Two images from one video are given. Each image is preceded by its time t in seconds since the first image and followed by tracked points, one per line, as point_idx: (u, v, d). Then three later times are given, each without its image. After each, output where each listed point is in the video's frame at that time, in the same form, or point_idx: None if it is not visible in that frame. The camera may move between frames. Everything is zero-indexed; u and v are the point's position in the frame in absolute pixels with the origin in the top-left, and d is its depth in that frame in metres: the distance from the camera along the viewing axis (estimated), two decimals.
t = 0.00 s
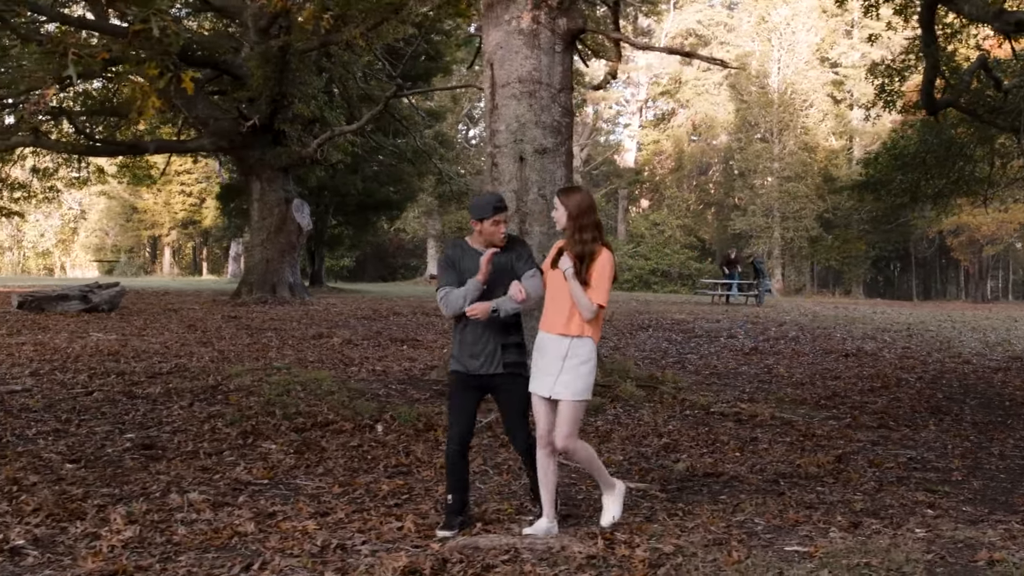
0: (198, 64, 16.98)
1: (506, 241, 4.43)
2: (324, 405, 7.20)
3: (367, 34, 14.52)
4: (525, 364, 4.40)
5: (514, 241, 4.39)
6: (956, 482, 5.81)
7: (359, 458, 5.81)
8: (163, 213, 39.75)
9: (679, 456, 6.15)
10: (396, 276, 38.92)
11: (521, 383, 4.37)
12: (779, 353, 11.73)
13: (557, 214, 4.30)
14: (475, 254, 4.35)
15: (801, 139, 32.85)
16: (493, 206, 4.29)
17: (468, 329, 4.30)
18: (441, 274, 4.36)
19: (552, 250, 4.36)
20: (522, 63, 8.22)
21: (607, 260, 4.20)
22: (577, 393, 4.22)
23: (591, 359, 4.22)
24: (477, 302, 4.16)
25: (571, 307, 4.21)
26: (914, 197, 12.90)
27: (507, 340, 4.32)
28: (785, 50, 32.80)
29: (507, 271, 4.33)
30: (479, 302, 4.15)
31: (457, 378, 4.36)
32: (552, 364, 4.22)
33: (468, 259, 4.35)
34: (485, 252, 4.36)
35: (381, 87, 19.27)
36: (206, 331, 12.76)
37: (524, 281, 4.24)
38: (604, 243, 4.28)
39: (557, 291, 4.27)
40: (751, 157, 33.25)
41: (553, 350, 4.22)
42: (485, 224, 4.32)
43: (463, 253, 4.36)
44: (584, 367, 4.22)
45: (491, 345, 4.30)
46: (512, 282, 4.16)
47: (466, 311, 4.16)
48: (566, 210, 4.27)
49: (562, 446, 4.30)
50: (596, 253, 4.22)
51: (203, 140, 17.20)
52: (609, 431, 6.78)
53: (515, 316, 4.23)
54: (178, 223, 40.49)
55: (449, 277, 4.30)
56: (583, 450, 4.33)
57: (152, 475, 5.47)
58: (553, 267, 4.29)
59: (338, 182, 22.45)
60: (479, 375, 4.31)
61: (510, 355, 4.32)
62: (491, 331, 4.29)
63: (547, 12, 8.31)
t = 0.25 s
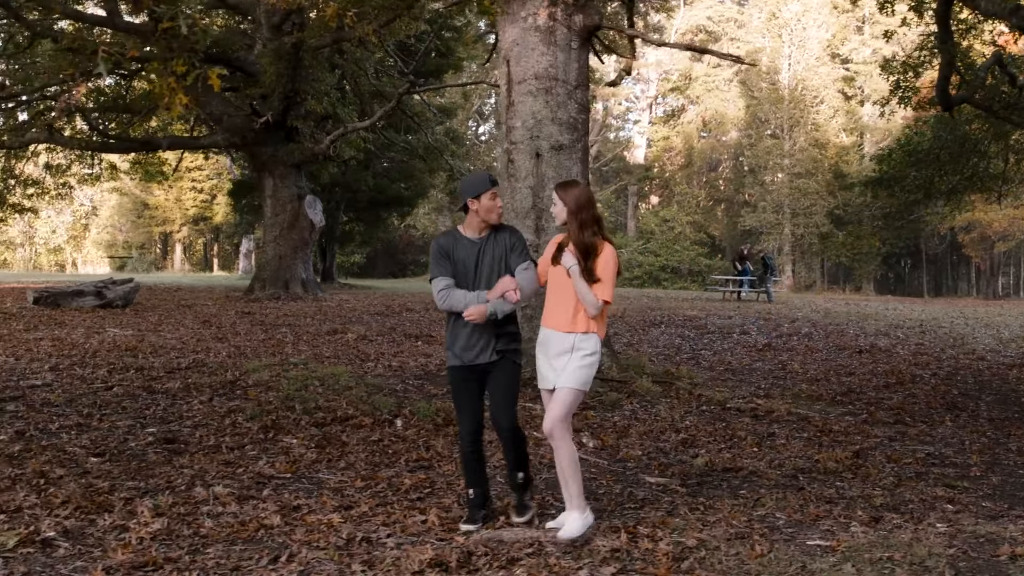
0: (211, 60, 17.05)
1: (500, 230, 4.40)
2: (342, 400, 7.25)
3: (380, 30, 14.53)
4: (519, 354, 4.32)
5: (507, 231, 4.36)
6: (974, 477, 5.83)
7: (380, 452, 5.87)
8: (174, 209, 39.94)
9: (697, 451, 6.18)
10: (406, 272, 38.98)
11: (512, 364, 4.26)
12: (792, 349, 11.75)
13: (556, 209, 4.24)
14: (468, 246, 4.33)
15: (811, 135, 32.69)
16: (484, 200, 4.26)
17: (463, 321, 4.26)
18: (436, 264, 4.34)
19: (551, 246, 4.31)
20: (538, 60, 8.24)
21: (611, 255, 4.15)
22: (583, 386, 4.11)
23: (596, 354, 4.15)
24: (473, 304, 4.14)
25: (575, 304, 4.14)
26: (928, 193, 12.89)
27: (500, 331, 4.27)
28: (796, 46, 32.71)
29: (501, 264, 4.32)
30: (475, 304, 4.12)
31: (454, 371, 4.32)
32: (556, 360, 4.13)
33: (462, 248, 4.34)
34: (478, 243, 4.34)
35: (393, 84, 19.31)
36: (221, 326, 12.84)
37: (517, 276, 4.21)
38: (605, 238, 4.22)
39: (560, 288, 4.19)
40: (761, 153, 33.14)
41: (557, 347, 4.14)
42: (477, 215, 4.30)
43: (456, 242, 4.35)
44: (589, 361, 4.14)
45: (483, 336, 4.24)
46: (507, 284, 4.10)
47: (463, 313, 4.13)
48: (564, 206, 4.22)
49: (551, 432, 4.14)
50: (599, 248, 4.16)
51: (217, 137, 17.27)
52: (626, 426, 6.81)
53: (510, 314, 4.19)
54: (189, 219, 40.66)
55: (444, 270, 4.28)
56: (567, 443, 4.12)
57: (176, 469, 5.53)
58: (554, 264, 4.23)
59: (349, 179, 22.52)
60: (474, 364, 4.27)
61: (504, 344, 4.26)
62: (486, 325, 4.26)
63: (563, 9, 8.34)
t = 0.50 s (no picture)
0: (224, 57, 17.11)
1: (505, 227, 4.34)
2: (361, 395, 7.31)
3: (393, 27, 14.55)
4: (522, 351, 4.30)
5: (512, 226, 4.29)
6: (995, 473, 5.83)
7: (401, 447, 5.91)
8: (186, 206, 40.13)
9: (716, 446, 6.21)
10: (416, 269, 39.06)
11: (513, 364, 4.25)
12: (807, 345, 11.75)
13: (565, 207, 4.18)
14: (472, 241, 4.29)
15: (823, 131, 32.58)
16: (487, 193, 4.22)
17: (466, 315, 4.26)
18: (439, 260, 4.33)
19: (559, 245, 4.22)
20: (555, 57, 8.27)
21: (616, 256, 4.04)
22: (585, 390, 4.05)
23: (599, 358, 4.06)
24: (469, 292, 4.14)
25: (579, 304, 4.06)
26: (943, 190, 12.86)
27: (503, 325, 4.25)
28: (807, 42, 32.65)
29: (503, 260, 4.25)
30: (471, 291, 4.12)
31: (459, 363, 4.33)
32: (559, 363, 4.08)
33: (465, 244, 4.30)
34: (482, 238, 4.29)
35: (405, 81, 19.35)
36: (237, 322, 12.93)
37: (517, 272, 4.15)
38: (613, 239, 4.12)
39: (564, 288, 4.12)
40: (772, 149, 33.04)
41: (559, 347, 4.08)
42: (481, 209, 4.26)
43: (459, 238, 4.31)
44: (593, 363, 4.06)
45: (486, 328, 4.23)
46: (504, 274, 4.08)
47: (457, 300, 4.13)
48: (573, 205, 4.13)
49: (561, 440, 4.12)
50: (604, 249, 4.06)
51: (230, 133, 17.34)
52: (644, 422, 6.85)
53: (509, 305, 4.16)
54: (200, 216, 40.84)
55: (446, 264, 4.26)
56: (571, 453, 4.09)
57: (200, 463, 5.58)
58: (560, 263, 4.15)
59: (361, 175, 22.58)
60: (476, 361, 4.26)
61: (506, 340, 4.24)
62: (486, 317, 4.23)
63: (580, 5, 8.35)
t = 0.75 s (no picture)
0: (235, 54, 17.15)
1: (507, 228, 4.22)
2: (376, 391, 7.36)
3: (403, 24, 14.56)
4: (519, 361, 4.16)
5: (513, 229, 4.18)
6: (1011, 468, 5.85)
7: (420, 442, 5.97)
8: (194, 202, 40.28)
9: (732, 442, 6.24)
10: (424, 265, 39.13)
11: (507, 375, 4.12)
12: (818, 341, 11.77)
13: (570, 202, 4.14)
14: (471, 245, 4.20)
15: (830, 128, 32.55)
16: (489, 195, 4.13)
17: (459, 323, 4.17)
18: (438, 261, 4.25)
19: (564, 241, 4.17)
20: (569, 54, 8.29)
21: (623, 250, 4.02)
22: (596, 388, 3.98)
23: (609, 353, 4.00)
24: (463, 302, 4.06)
25: (586, 299, 4.02)
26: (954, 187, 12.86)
27: (499, 332, 4.12)
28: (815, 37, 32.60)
29: (501, 267, 4.16)
30: (464, 303, 4.05)
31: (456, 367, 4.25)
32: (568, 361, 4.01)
33: (464, 247, 4.21)
34: (482, 242, 4.20)
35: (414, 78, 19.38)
36: (250, 318, 13.01)
37: (514, 282, 4.05)
38: (619, 234, 4.09)
39: (571, 283, 4.07)
40: (779, 146, 33.00)
41: (566, 345, 4.02)
42: (483, 212, 4.18)
43: (458, 242, 4.22)
44: (602, 360, 4.00)
45: (479, 336, 4.11)
46: (499, 287, 3.99)
47: (450, 310, 4.07)
48: (578, 200, 4.10)
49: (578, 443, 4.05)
50: (613, 243, 4.03)
51: (240, 130, 17.39)
52: (659, 417, 6.88)
53: (505, 316, 4.08)
54: (208, 212, 40.98)
55: (443, 269, 4.19)
56: (590, 455, 4.04)
57: (221, 457, 5.63)
58: (566, 258, 4.10)
59: (370, 172, 22.61)
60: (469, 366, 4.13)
61: (499, 351, 4.11)
62: (480, 325, 4.11)
63: (594, 2, 8.37)
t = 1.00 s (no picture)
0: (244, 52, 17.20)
1: (511, 222, 4.23)
2: (391, 387, 7.40)
3: (412, 21, 14.58)
4: (523, 356, 4.17)
5: (517, 223, 4.18)
6: None
7: (437, 437, 6.01)
8: (201, 199, 40.40)
9: (747, 438, 6.27)
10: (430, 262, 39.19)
11: (513, 371, 4.13)
12: (828, 338, 11.78)
13: (572, 196, 4.06)
14: (474, 239, 4.21)
15: (837, 125, 32.51)
16: (495, 190, 4.12)
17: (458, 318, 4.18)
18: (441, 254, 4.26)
19: (567, 235, 4.12)
20: (582, 51, 8.31)
21: (630, 245, 3.95)
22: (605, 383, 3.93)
23: (617, 349, 3.97)
24: (464, 296, 4.08)
25: (594, 295, 3.97)
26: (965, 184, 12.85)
27: (502, 327, 4.12)
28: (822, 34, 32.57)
29: (504, 262, 4.17)
30: (464, 297, 4.07)
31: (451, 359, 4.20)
32: (575, 357, 3.97)
33: (467, 240, 4.22)
34: (485, 236, 4.21)
35: (423, 75, 19.41)
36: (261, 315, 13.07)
37: (517, 278, 4.06)
38: (624, 227, 4.02)
39: (576, 278, 4.02)
40: (786, 143, 32.92)
41: (574, 341, 3.98)
42: (488, 206, 4.18)
43: (462, 235, 4.23)
44: (610, 356, 3.97)
45: (483, 331, 4.12)
46: (500, 283, 4.01)
47: (450, 304, 4.10)
48: (581, 193, 4.03)
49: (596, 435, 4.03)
50: (618, 238, 3.97)
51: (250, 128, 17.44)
52: (673, 413, 6.90)
53: (508, 312, 4.09)
54: (215, 209, 41.10)
55: (444, 262, 4.20)
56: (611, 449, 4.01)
57: (240, 452, 5.67)
58: (570, 254, 4.05)
59: (378, 169, 22.65)
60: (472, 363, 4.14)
61: (503, 347, 4.10)
62: (483, 319, 4.13)
63: None
